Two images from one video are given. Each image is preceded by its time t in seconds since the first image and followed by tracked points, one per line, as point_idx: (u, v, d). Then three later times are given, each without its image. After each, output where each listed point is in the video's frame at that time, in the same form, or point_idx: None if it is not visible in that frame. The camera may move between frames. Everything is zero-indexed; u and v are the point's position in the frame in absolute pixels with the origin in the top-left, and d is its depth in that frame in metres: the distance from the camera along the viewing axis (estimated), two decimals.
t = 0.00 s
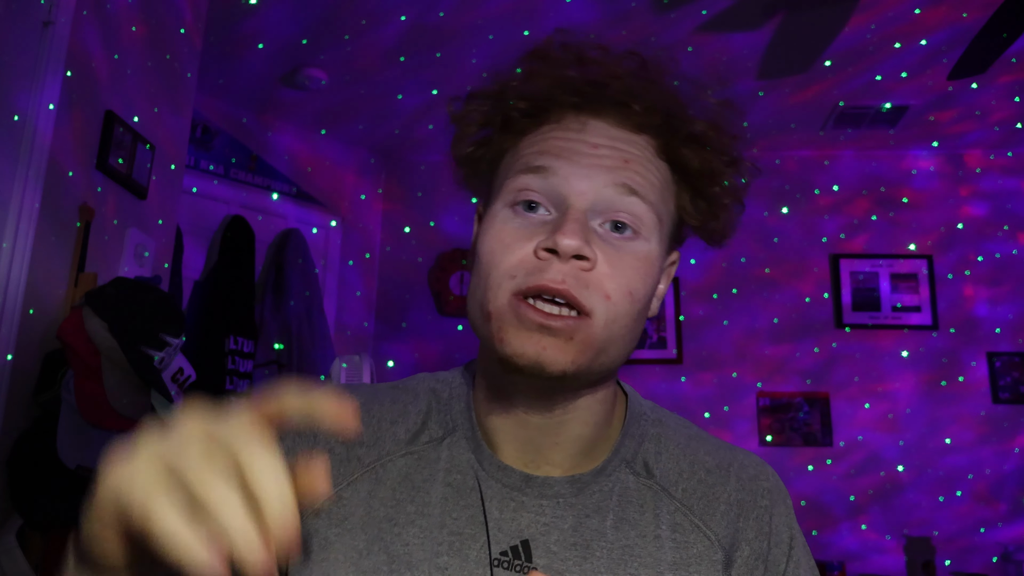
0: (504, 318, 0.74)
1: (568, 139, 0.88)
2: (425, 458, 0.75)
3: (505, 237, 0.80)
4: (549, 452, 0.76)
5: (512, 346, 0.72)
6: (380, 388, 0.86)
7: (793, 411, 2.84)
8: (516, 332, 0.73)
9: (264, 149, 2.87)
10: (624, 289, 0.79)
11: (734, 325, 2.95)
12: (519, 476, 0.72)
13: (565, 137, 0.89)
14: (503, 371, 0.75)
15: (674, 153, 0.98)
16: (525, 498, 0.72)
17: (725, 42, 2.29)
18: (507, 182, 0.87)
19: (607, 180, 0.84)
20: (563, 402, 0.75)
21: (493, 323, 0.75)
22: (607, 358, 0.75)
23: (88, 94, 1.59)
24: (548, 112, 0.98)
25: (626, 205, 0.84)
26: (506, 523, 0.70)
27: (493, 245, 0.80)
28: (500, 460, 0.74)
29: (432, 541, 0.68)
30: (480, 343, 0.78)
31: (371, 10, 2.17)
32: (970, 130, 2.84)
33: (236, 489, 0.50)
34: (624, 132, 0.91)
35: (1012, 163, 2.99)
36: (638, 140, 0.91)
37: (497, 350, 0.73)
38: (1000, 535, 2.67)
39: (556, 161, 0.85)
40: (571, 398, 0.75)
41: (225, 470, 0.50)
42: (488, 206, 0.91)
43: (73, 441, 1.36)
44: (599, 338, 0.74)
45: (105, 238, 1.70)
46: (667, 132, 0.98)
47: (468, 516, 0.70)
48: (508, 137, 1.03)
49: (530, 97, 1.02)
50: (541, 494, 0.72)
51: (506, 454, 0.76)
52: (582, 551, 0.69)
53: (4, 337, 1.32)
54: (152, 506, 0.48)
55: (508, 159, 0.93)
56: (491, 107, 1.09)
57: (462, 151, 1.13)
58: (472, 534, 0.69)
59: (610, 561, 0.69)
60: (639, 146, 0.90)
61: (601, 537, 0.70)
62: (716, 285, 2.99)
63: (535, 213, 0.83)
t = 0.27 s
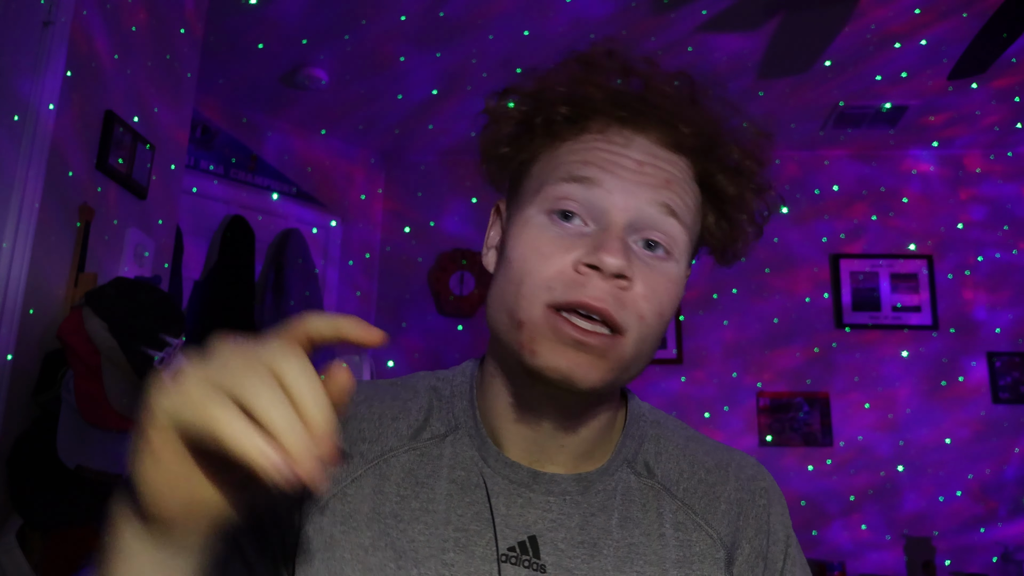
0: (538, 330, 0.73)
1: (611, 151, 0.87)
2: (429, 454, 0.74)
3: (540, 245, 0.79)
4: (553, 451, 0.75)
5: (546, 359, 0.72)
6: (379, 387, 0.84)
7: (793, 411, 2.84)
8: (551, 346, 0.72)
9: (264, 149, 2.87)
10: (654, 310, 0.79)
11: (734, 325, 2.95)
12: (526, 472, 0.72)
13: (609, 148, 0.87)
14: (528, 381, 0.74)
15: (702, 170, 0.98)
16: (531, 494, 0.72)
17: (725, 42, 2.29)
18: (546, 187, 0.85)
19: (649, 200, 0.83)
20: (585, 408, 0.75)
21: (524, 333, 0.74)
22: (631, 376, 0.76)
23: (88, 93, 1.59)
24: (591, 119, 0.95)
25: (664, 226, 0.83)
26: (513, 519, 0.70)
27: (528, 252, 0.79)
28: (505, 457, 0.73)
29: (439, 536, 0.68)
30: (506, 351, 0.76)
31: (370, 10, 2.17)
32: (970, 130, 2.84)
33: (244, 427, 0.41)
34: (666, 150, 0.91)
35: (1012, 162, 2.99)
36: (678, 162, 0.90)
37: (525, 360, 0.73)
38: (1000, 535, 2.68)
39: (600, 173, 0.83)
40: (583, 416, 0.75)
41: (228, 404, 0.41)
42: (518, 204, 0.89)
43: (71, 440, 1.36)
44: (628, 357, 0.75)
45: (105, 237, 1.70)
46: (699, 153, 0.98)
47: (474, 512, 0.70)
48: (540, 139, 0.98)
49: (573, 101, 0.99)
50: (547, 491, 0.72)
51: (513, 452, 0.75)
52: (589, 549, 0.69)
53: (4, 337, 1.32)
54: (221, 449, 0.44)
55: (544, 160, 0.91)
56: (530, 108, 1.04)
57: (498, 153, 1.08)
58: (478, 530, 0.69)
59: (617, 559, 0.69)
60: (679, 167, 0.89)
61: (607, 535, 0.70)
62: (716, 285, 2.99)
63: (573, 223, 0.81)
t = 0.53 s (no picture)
0: (569, 357, 0.69)
1: (598, 159, 0.81)
2: (430, 469, 0.72)
3: (552, 270, 0.73)
4: (561, 457, 0.74)
5: (578, 385, 0.68)
6: (366, 398, 0.81)
7: (793, 411, 2.84)
8: (584, 370, 0.68)
9: (264, 149, 2.87)
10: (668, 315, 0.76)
11: (734, 326, 2.95)
12: (534, 484, 0.71)
13: (595, 156, 0.81)
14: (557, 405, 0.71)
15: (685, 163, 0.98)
16: (542, 506, 0.71)
17: (725, 43, 2.30)
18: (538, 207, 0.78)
19: (646, 206, 0.79)
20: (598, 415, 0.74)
21: (553, 364, 0.69)
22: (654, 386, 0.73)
23: (88, 94, 1.59)
24: (566, 117, 0.88)
25: (661, 230, 0.80)
26: (525, 532, 0.69)
27: (540, 280, 0.72)
28: (510, 469, 0.72)
29: (455, 557, 0.67)
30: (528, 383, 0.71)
31: (370, 10, 2.17)
32: (970, 130, 2.84)
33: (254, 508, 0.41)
34: (645, 148, 0.86)
35: (1012, 162, 3.00)
36: (659, 158, 0.86)
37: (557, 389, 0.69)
38: (1000, 535, 2.68)
39: (595, 185, 0.78)
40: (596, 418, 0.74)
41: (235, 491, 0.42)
42: (503, 227, 0.81)
43: (72, 442, 1.35)
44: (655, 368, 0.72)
45: (105, 237, 1.70)
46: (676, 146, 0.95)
47: (484, 526, 0.69)
48: (512, 148, 0.87)
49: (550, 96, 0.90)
50: (556, 501, 0.71)
51: (518, 463, 0.74)
52: (599, 552, 0.69)
53: (3, 337, 1.32)
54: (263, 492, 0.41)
55: (524, 175, 0.83)
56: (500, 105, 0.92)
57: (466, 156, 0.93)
58: (490, 545, 0.68)
59: (627, 560, 0.69)
60: (661, 164, 0.85)
61: (616, 537, 0.71)
62: (716, 285, 2.98)
63: (576, 241, 0.76)
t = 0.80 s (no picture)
0: (516, 356, 0.70)
1: (519, 154, 0.82)
2: (423, 468, 0.74)
3: (492, 271, 0.75)
4: (553, 456, 0.75)
5: (536, 384, 0.69)
6: (362, 399, 0.84)
7: (793, 411, 2.84)
8: (537, 365, 0.70)
9: (264, 149, 2.87)
10: (621, 288, 0.76)
11: (734, 326, 2.94)
12: (524, 482, 0.72)
13: (515, 152, 0.82)
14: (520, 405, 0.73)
15: (623, 133, 0.94)
16: (531, 504, 0.71)
17: (725, 43, 2.30)
18: (470, 214, 0.81)
19: (576, 189, 0.79)
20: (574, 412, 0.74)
21: (506, 363, 0.71)
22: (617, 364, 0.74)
23: (89, 94, 1.59)
24: (485, 124, 0.90)
25: (599, 206, 0.80)
26: (514, 530, 0.69)
27: (483, 284, 0.75)
28: (501, 468, 0.73)
29: (442, 554, 0.68)
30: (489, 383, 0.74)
31: (370, 11, 2.18)
32: (970, 130, 2.84)
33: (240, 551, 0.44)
34: (569, 129, 0.86)
35: (1012, 162, 2.99)
36: (586, 134, 0.85)
37: (518, 390, 0.70)
38: (1000, 535, 2.68)
39: (517, 181, 0.79)
40: (575, 412, 0.74)
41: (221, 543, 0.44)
42: (449, 238, 0.84)
43: (71, 440, 1.35)
44: (611, 349, 0.72)
45: (105, 237, 1.70)
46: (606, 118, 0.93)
47: (474, 525, 0.70)
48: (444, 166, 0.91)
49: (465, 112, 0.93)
50: (546, 499, 0.72)
51: (509, 463, 0.76)
52: (589, 553, 0.69)
53: (3, 336, 1.32)
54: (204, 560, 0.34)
55: (457, 185, 0.86)
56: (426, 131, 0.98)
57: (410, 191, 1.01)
58: (479, 543, 0.69)
59: (617, 561, 0.69)
60: (590, 139, 0.85)
61: (607, 538, 0.70)
62: (716, 285, 2.98)
63: (510, 238, 0.77)
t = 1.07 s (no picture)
0: (490, 335, 0.71)
1: (515, 143, 0.84)
2: (409, 459, 0.74)
3: (476, 253, 0.77)
4: (540, 451, 0.75)
5: (506, 361, 0.70)
6: (360, 388, 0.84)
7: (793, 411, 2.84)
8: (508, 346, 0.70)
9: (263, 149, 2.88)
10: (605, 281, 0.76)
11: (734, 325, 2.94)
12: (505, 476, 0.72)
13: (512, 140, 0.84)
14: (497, 386, 0.74)
15: (622, 133, 0.92)
16: (511, 498, 0.72)
17: (725, 43, 2.29)
18: (463, 198, 0.83)
19: (566, 178, 0.80)
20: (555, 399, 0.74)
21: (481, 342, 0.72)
22: (597, 356, 0.73)
23: (88, 94, 1.59)
24: (488, 117, 0.92)
25: (589, 198, 0.80)
26: (492, 523, 0.70)
27: (466, 265, 0.77)
28: (485, 460, 0.73)
29: (420, 543, 0.68)
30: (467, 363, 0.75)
31: (370, 11, 2.18)
32: (970, 129, 2.84)
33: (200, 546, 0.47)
34: (569, 123, 0.87)
35: (1012, 162, 2.99)
36: (584, 128, 0.86)
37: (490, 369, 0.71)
38: (1000, 535, 2.68)
39: (509, 168, 0.81)
40: (559, 395, 0.74)
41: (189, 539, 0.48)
42: (447, 223, 0.87)
43: (71, 440, 1.36)
44: (590, 336, 0.72)
45: (105, 238, 1.70)
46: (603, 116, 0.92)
47: (454, 516, 0.70)
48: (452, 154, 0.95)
49: (467, 103, 0.95)
50: (528, 493, 0.72)
51: (495, 457, 0.76)
52: (568, 550, 0.69)
53: (3, 336, 1.32)
54: None
55: (457, 172, 0.88)
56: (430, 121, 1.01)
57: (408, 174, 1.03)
58: (458, 535, 0.69)
59: (596, 561, 0.69)
60: (587, 133, 0.85)
61: (588, 537, 0.70)
62: (716, 285, 2.98)
63: (499, 223, 0.79)
